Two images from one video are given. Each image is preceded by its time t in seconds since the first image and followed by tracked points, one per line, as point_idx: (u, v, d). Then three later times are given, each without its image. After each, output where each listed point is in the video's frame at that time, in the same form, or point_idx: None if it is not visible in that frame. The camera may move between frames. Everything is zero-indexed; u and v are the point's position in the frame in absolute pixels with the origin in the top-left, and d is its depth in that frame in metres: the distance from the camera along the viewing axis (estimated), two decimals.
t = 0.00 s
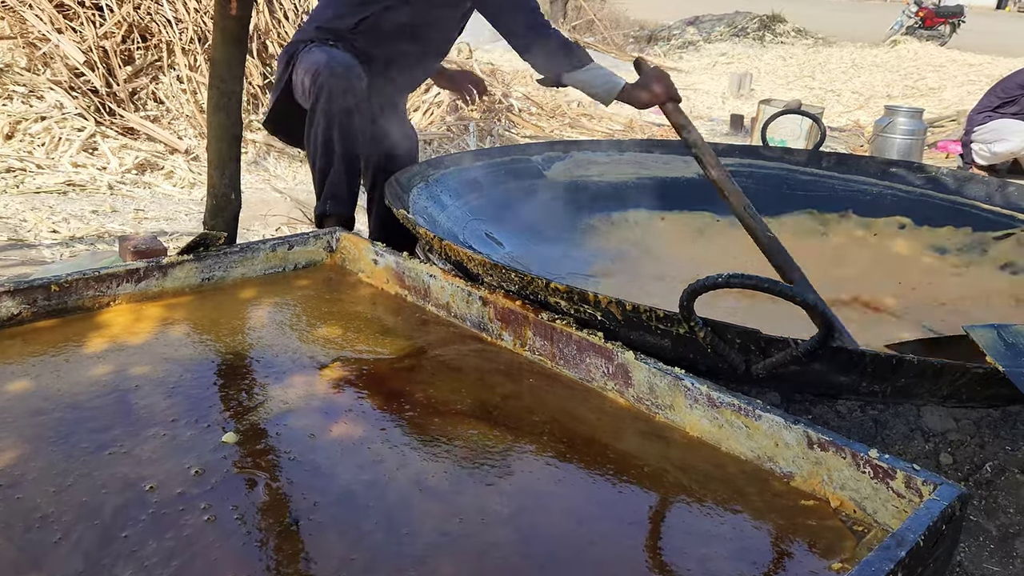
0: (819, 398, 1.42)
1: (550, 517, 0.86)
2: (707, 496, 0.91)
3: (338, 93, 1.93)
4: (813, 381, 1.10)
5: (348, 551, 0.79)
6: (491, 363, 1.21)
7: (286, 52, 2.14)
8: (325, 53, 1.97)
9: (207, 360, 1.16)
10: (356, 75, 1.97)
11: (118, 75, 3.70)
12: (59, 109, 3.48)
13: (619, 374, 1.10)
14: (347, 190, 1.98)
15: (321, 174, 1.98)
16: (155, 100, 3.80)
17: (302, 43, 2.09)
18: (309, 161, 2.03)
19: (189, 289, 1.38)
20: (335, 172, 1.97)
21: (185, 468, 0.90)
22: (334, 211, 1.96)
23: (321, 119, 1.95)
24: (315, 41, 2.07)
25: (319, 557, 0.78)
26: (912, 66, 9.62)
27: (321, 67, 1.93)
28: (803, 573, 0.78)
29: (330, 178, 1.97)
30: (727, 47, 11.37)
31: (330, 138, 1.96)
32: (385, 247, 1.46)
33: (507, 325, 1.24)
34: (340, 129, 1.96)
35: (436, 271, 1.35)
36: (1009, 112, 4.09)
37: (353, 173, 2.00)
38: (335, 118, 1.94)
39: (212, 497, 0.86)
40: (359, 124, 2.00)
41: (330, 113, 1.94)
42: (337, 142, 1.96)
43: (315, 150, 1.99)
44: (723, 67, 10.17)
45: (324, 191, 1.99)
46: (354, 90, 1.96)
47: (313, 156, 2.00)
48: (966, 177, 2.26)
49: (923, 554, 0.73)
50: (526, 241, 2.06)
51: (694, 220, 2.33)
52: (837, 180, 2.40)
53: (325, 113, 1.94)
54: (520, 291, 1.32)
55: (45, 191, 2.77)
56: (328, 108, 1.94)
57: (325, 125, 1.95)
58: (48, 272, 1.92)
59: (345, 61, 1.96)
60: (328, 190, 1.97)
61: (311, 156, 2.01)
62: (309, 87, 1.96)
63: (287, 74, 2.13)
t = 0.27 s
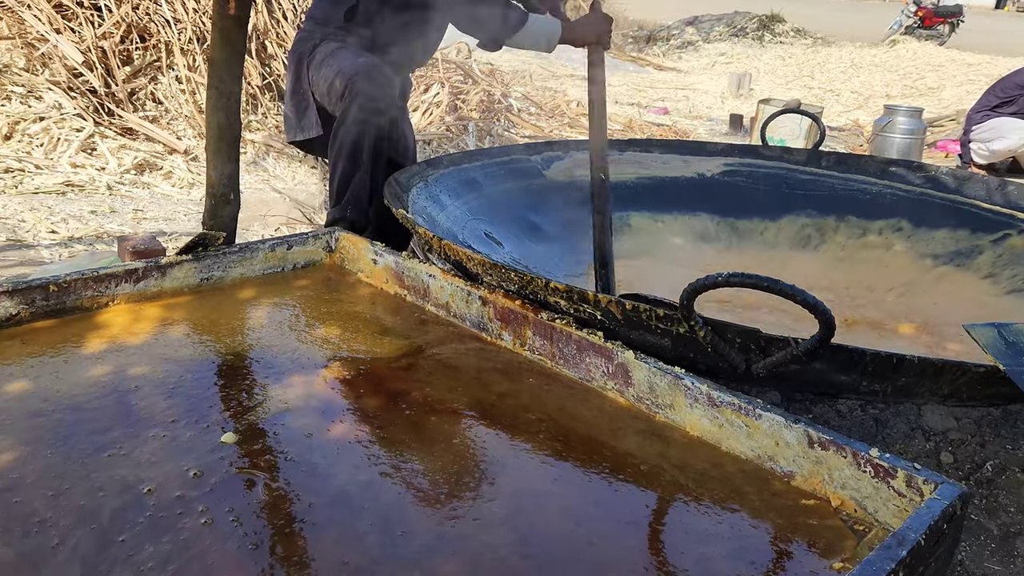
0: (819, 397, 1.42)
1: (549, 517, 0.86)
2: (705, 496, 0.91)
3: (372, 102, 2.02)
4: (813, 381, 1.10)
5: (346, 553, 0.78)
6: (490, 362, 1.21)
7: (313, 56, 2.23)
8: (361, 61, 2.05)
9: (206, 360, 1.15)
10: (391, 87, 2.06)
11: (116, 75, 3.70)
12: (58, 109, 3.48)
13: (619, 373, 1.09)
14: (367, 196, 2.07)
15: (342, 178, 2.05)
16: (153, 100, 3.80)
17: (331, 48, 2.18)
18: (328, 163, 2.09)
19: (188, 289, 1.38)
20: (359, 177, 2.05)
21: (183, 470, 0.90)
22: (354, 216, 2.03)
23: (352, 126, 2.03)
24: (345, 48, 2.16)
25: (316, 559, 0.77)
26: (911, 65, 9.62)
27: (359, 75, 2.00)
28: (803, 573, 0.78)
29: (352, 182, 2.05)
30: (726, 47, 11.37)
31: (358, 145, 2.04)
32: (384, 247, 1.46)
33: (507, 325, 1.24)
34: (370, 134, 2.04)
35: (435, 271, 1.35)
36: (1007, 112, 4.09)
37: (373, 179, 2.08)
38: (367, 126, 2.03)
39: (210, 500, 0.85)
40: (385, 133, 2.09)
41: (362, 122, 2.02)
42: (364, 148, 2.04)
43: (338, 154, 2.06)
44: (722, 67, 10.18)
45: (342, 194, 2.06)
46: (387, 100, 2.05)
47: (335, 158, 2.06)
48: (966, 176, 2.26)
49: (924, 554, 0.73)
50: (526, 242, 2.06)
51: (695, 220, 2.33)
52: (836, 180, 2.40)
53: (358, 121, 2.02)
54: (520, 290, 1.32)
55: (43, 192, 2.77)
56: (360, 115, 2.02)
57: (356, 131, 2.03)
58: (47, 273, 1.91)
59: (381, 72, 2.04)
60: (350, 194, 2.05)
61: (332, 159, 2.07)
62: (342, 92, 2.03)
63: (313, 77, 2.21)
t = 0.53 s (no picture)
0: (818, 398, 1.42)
1: (547, 519, 0.86)
2: (702, 497, 0.91)
3: (367, 106, 2.02)
4: (812, 382, 1.10)
5: (345, 557, 0.78)
6: (488, 364, 1.21)
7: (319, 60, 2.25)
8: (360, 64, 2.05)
9: (205, 363, 1.15)
10: (389, 92, 2.05)
11: (114, 77, 3.69)
12: (55, 111, 3.47)
13: (617, 375, 1.10)
14: (360, 199, 2.07)
15: (336, 180, 2.06)
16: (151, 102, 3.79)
17: (337, 53, 2.20)
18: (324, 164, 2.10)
19: (186, 291, 1.38)
20: (352, 180, 2.05)
21: (182, 474, 0.90)
22: (347, 219, 2.05)
23: (346, 128, 2.03)
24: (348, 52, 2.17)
25: (315, 563, 0.78)
26: (907, 65, 9.64)
27: (356, 77, 2.01)
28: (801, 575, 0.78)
29: (345, 185, 2.05)
30: (723, 48, 11.39)
31: (352, 148, 2.04)
32: (382, 248, 1.46)
33: (505, 327, 1.24)
34: (365, 138, 2.04)
35: (434, 273, 1.35)
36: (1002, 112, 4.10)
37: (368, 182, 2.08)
38: (361, 129, 2.03)
39: (209, 504, 0.85)
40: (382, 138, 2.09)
41: (357, 124, 2.03)
42: (358, 151, 2.04)
43: (333, 155, 2.07)
44: (719, 68, 10.19)
45: (337, 196, 2.07)
46: (384, 104, 2.04)
47: (330, 160, 2.07)
48: (962, 177, 2.27)
49: (922, 555, 0.73)
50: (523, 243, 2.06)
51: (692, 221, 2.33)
52: (833, 180, 2.40)
53: (352, 122, 2.03)
54: (518, 292, 1.32)
55: (41, 194, 2.77)
56: (355, 118, 2.02)
57: (351, 133, 2.03)
58: (44, 275, 1.91)
59: (379, 76, 2.04)
60: (343, 196, 2.06)
61: (327, 160, 2.08)
62: (339, 94, 2.03)
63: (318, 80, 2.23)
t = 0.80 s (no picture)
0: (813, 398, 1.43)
1: (541, 520, 0.86)
2: (694, 497, 0.91)
3: (360, 108, 2.01)
4: (806, 382, 1.11)
5: (340, 560, 0.79)
6: (482, 365, 1.21)
7: (309, 58, 2.22)
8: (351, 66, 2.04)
9: (201, 365, 1.16)
10: (382, 93, 2.05)
11: (108, 79, 3.68)
12: (49, 113, 3.47)
13: (612, 376, 1.10)
14: (355, 201, 2.07)
15: (330, 183, 2.06)
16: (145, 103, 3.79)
17: (327, 52, 2.17)
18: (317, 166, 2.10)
19: (182, 293, 1.38)
20: (347, 183, 2.05)
21: (177, 478, 0.90)
22: (342, 224, 2.05)
23: (339, 130, 2.03)
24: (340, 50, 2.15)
25: (310, 565, 0.78)
26: (901, 66, 9.67)
27: (348, 79, 2.00)
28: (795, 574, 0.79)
29: (340, 188, 2.06)
30: (718, 49, 11.41)
31: (346, 150, 2.04)
32: (377, 250, 1.46)
33: (500, 328, 1.25)
34: (358, 142, 2.04)
35: (429, 274, 1.36)
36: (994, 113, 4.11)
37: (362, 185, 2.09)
38: (354, 132, 2.03)
39: (204, 508, 0.85)
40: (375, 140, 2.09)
41: (350, 127, 2.02)
42: (352, 155, 2.04)
43: (327, 158, 2.07)
44: (714, 68, 10.21)
45: (331, 199, 2.07)
46: (376, 107, 2.04)
47: (323, 163, 2.07)
48: (956, 177, 2.28)
49: (915, 554, 0.74)
50: (519, 243, 2.07)
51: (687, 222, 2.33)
52: (828, 181, 2.41)
53: (345, 125, 2.02)
54: (514, 293, 1.32)
55: (35, 196, 2.76)
56: (348, 121, 2.02)
57: (344, 137, 2.03)
58: (39, 277, 1.91)
59: (372, 77, 2.03)
60: (338, 200, 2.06)
61: (321, 163, 2.08)
62: (331, 96, 2.03)
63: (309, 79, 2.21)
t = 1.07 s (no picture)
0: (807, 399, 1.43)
1: (536, 521, 0.86)
2: (686, 496, 0.92)
3: (349, 115, 2.00)
4: (801, 383, 1.11)
5: (336, 562, 0.79)
6: (477, 367, 1.21)
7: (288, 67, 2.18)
8: (336, 72, 2.01)
9: (197, 367, 1.16)
10: (369, 99, 2.03)
11: (103, 80, 3.68)
12: (44, 114, 3.46)
13: (607, 377, 1.10)
14: (350, 206, 2.07)
15: (324, 190, 2.05)
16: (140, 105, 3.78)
17: (306, 59, 2.14)
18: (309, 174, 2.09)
19: (176, 295, 1.38)
20: (341, 189, 2.05)
21: (171, 482, 0.89)
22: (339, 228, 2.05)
23: (330, 137, 2.02)
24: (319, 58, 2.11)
25: (305, 568, 0.78)
26: (896, 68, 9.71)
27: (335, 86, 1.98)
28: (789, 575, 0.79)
29: (334, 194, 2.05)
30: (712, 50, 11.44)
31: (337, 157, 2.03)
32: (372, 251, 1.46)
33: (495, 329, 1.25)
34: (349, 146, 2.02)
35: (425, 276, 1.36)
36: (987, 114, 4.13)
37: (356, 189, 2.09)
38: (345, 138, 2.01)
39: (199, 512, 0.85)
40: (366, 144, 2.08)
41: (340, 133, 2.01)
42: (344, 160, 2.03)
43: (318, 165, 2.06)
44: (709, 70, 10.23)
45: (327, 205, 2.07)
46: (365, 112, 2.02)
47: (315, 170, 2.06)
48: (949, 179, 2.29)
49: (909, 554, 0.74)
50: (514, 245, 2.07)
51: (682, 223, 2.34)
52: (822, 182, 2.42)
53: (335, 133, 2.01)
54: (509, 295, 1.32)
55: (29, 197, 2.76)
56: (338, 128, 2.00)
57: (334, 143, 2.02)
58: (33, 279, 1.90)
59: (358, 83, 2.01)
60: (333, 205, 2.05)
61: (313, 171, 2.07)
62: (317, 104, 2.00)
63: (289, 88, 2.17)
